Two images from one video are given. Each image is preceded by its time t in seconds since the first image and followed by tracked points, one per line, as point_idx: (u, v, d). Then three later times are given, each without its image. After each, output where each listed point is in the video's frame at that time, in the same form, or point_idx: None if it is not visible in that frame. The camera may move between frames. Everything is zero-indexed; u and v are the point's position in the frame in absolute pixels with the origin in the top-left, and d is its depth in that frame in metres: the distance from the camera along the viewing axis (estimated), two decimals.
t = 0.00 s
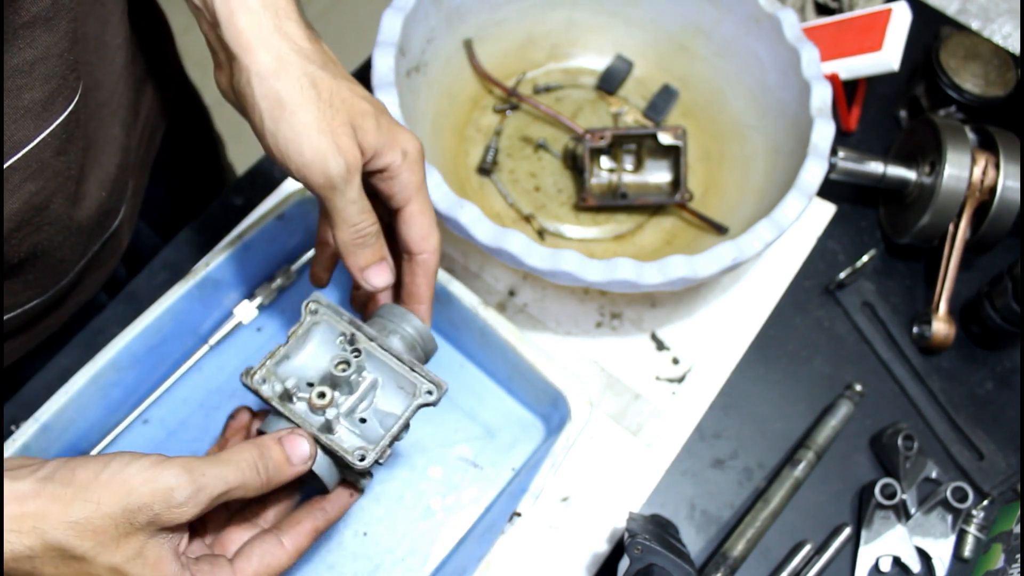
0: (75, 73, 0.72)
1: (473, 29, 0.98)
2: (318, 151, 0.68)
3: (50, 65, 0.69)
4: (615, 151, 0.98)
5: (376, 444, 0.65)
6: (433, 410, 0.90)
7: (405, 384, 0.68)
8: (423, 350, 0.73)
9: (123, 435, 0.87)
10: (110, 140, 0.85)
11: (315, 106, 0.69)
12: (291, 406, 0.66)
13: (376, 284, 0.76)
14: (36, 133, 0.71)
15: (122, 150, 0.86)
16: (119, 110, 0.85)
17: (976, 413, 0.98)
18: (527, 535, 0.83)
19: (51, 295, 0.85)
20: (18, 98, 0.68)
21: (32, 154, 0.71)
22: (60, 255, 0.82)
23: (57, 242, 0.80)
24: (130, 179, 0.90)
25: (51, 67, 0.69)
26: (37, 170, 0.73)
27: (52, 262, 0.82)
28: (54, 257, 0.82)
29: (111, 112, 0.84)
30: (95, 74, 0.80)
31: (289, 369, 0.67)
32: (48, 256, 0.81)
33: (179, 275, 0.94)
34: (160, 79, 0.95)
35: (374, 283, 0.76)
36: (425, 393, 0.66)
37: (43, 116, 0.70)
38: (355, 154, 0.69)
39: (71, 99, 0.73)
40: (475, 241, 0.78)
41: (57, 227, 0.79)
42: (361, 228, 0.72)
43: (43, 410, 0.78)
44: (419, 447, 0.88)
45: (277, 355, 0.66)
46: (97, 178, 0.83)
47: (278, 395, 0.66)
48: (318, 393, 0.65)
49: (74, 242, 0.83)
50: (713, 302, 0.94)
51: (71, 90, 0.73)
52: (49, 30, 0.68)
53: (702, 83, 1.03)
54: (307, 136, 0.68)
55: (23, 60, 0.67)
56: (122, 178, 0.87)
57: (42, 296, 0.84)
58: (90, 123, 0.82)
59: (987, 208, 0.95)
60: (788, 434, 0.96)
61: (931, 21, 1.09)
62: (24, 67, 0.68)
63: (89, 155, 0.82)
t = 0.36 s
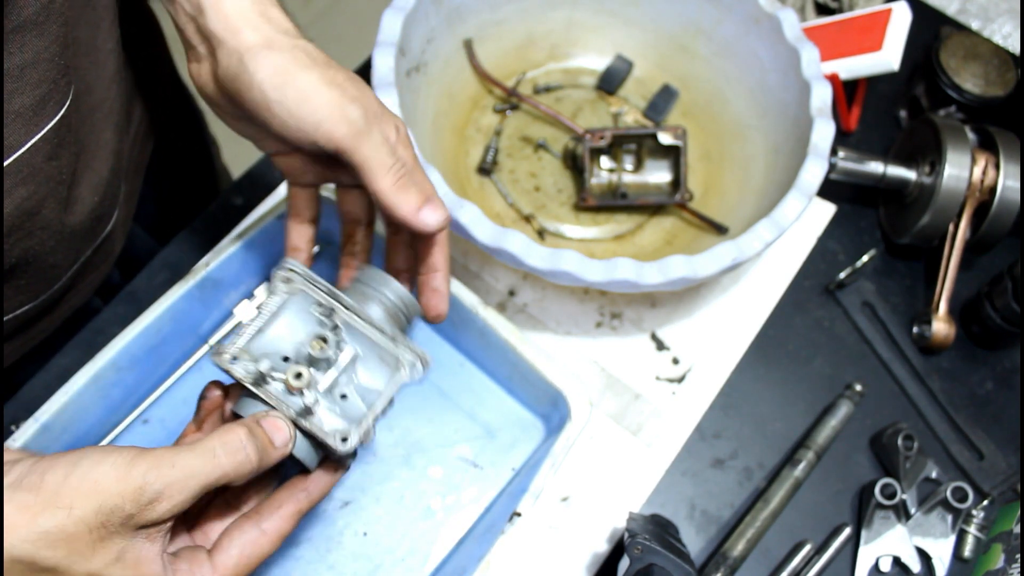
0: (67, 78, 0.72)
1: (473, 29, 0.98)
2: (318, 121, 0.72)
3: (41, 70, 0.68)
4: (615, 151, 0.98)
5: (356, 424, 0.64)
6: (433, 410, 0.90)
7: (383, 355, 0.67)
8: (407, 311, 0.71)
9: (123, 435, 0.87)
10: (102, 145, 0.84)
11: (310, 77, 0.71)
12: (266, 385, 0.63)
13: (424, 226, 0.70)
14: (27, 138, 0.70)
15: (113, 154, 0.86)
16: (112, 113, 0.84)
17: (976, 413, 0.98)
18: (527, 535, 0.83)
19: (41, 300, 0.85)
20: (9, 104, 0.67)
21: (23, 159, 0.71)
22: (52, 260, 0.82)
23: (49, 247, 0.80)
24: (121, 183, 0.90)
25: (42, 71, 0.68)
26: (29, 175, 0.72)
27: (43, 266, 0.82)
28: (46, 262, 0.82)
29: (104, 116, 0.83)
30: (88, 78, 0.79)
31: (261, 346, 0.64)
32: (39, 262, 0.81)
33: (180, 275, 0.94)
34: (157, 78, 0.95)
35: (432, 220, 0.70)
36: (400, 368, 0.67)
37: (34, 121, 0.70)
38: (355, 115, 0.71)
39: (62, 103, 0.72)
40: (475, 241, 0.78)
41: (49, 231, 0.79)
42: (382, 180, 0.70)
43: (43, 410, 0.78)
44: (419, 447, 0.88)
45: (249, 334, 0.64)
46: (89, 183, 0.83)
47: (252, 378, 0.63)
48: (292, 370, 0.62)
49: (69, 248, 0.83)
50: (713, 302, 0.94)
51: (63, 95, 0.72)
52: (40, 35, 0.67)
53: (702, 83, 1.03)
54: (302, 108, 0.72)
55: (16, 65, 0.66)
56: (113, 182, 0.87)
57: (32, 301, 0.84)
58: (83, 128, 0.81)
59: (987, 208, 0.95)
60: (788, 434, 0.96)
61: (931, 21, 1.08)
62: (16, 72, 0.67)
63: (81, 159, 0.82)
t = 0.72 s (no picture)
0: (50, 77, 0.71)
1: (473, 29, 0.98)
2: (351, 137, 0.72)
3: (22, 69, 0.68)
4: (615, 151, 0.98)
5: (362, 192, 0.62)
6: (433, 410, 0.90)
7: (310, 177, 0.62)
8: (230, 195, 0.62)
9: (124, 435, 0.87)
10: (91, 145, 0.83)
11: (354, 102, 0.72)
12: (337, 268, 0.59)
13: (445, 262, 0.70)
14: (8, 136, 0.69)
15: (100, 152, 0.85)
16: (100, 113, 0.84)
17: (976, 413, 0.98)
18: (526, 535, 0.83)
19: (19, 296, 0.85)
20: None
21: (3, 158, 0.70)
22: (31, 258, 0.82)
23: (28, 244, 0.79)
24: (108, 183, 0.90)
25: (25, 70, 0.68)
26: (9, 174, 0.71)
27: (22, 263, 0.81)
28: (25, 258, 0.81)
29: (90, 117, 0.82)
30: (75, 77, 0.78)
31: (293, 281, 0.57)
32: (19, 257, 0.81)
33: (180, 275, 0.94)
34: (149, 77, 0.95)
35: (451, 260, 0.70)
36: (303, 168, 0.62)
37: (15, 119, 0.69)
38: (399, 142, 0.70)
39: (46, 102, 0.71)
40: (475, 240, 0.78)
41: (29, 230, 0.78)
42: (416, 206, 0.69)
43: (44, 410, 0.78)
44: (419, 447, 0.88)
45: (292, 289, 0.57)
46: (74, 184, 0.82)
47: (337, 280, 0.58)
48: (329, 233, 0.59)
49: (49, 246, 0.82)
50: (713, 302, 0.94)
51: (47, 93, 0.71)
52: (27, 33, 0.66)
53: (702, 82, 1.03)
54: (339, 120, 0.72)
55: None
56: (99, 181, 0.86)
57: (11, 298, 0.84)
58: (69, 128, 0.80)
59: (987, 208, 0.95)
60: (788, 434, 0.96)
61: (931, 22, 1.09)
62: None
63: (68, 158, 0.81)
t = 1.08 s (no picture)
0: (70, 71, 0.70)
1: (473, 29, 0.98)
2: (366, 92, 0.72)
3: (44, 65, 0.67)
4: (615, 151, 0.98)
5: (404, 145, 0.60)
6: (433, 410, 0.90)
7: (364, 166, 0.60)
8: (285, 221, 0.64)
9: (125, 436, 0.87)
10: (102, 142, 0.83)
11: (352, 55, 0.72)
12: (444, 240, 0.59)
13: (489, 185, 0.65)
14: (27, 131, 0.68)
15: (116, 150, 0.85)
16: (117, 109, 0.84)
17: (976, 413, 0.98)
18: (526, 535, 0.83)
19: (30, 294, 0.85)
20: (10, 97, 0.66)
21: (20, 153, 0.69)
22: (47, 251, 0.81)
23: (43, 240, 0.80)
24: (123, 179, 0.90)
25: (44, 66, 0.67)
26: (26, 168, 0.71)
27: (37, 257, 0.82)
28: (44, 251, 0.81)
29: (106, 112, 0.82)
30: (90, 73, 0.78)
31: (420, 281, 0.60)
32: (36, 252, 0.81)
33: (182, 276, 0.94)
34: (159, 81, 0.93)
35: (501, 183, 0.72)
36: (330, 155, 0.60)
37: (34, 115, 0.68)
38: (411, 80, 0.71)
39: (64, 98, 0.70)
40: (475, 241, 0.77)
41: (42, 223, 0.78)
42: (460, 132, 0.71)
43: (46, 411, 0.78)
44: (419, 447, 0.88)
45: (422, 296, 0.57)
46: (87, 179, 0.82)
47: (454, 254, 0.58)
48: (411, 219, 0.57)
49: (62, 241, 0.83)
50: (712, 303, 0.94)
51: (66, 88, 0.70)
52: (43, 31, 0.65)
53: (702, 82, 1.03)
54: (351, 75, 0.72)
55: (17, 59, 0.65)
56: (111, 180, 0.86)
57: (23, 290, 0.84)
58: (83, 123, 0.80)
59: (987, 208, 0.95)
60: (789, 434, 0.96)
61: (931, 21, 1.09)
62: (17, 66, 0.65)
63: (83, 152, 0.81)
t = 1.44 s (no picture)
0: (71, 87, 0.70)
1: (473, 29, 0.98)
2: (376, 118, 0.71)
3: (45, 82, 0.67)
4: (616, 151, 0.98)
5: (413, 172, 0.58)
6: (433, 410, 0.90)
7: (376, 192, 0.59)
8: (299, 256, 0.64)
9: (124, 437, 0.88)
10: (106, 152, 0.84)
11: (359, 81, 0.71)
12: (465, 268, 0.58)
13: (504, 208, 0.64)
14: (25, 146, 0.69)
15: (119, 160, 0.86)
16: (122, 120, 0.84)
17: (976, 413, 0.98)
18: (526, 535, 0.83)
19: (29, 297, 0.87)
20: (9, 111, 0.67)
21: (18, 165, 0.70)
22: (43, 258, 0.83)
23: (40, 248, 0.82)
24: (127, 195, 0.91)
25: (46, 82, 0.67)
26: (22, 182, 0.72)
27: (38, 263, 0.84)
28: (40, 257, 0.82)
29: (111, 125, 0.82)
30: (97, 85, 0.78)
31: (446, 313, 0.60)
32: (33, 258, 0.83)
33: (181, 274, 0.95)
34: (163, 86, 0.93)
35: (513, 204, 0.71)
36: (339, 189, 0.59)
37: (33, 129, 0.69)
38: (420, 104, 0.71)
39: (64, 112, 0.71)
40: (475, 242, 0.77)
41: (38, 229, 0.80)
42: (472, 153, 0.71)
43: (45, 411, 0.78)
44: (419, 447, 0.88)
45: (449, 327, 0.56)
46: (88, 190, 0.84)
47: (475, 280, 0.58)
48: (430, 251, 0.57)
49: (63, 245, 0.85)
50: (712, 302, 0.94)
51: (67, 102, 0.70)
52: (45, 47, 0.65)
53: (702, 82, 1.03)
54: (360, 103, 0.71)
55: (18, 77, 0.65)
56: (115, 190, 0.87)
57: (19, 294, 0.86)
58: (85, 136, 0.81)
59: (987, 208, 0.95)
60: (789, 434, 0.96)
61: (931, 21, 1.09)
62: (18, 83, 0.65)
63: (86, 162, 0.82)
